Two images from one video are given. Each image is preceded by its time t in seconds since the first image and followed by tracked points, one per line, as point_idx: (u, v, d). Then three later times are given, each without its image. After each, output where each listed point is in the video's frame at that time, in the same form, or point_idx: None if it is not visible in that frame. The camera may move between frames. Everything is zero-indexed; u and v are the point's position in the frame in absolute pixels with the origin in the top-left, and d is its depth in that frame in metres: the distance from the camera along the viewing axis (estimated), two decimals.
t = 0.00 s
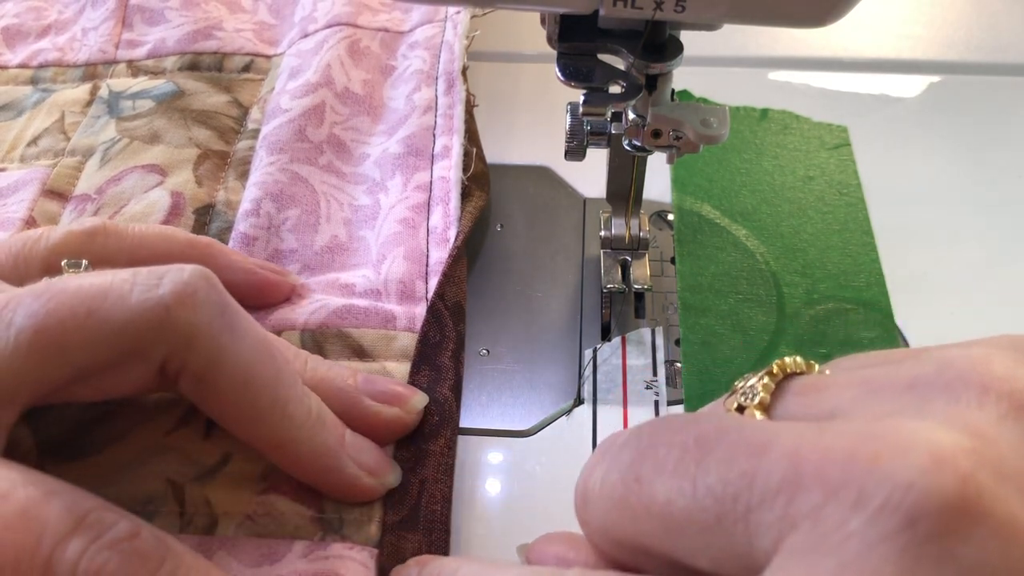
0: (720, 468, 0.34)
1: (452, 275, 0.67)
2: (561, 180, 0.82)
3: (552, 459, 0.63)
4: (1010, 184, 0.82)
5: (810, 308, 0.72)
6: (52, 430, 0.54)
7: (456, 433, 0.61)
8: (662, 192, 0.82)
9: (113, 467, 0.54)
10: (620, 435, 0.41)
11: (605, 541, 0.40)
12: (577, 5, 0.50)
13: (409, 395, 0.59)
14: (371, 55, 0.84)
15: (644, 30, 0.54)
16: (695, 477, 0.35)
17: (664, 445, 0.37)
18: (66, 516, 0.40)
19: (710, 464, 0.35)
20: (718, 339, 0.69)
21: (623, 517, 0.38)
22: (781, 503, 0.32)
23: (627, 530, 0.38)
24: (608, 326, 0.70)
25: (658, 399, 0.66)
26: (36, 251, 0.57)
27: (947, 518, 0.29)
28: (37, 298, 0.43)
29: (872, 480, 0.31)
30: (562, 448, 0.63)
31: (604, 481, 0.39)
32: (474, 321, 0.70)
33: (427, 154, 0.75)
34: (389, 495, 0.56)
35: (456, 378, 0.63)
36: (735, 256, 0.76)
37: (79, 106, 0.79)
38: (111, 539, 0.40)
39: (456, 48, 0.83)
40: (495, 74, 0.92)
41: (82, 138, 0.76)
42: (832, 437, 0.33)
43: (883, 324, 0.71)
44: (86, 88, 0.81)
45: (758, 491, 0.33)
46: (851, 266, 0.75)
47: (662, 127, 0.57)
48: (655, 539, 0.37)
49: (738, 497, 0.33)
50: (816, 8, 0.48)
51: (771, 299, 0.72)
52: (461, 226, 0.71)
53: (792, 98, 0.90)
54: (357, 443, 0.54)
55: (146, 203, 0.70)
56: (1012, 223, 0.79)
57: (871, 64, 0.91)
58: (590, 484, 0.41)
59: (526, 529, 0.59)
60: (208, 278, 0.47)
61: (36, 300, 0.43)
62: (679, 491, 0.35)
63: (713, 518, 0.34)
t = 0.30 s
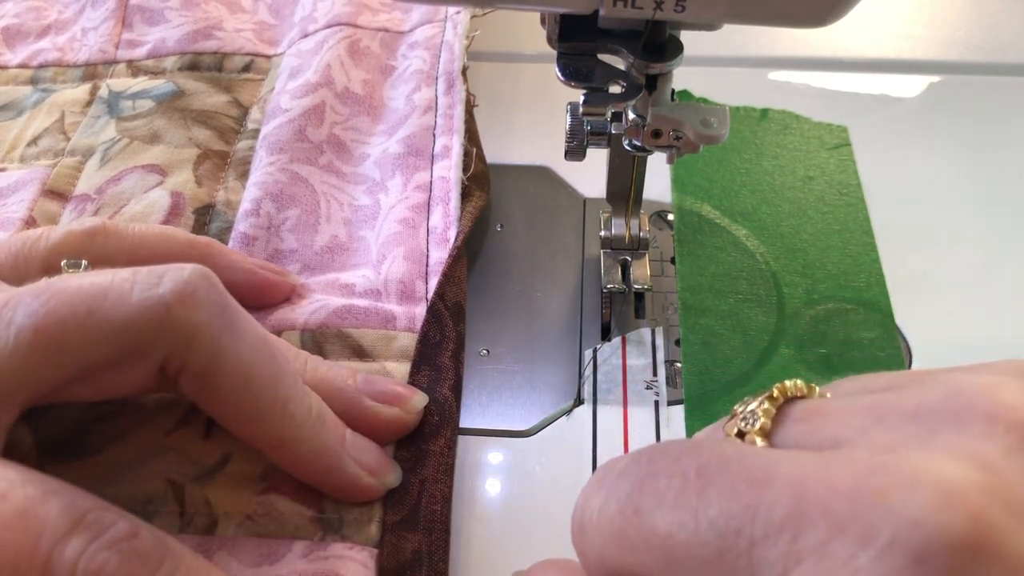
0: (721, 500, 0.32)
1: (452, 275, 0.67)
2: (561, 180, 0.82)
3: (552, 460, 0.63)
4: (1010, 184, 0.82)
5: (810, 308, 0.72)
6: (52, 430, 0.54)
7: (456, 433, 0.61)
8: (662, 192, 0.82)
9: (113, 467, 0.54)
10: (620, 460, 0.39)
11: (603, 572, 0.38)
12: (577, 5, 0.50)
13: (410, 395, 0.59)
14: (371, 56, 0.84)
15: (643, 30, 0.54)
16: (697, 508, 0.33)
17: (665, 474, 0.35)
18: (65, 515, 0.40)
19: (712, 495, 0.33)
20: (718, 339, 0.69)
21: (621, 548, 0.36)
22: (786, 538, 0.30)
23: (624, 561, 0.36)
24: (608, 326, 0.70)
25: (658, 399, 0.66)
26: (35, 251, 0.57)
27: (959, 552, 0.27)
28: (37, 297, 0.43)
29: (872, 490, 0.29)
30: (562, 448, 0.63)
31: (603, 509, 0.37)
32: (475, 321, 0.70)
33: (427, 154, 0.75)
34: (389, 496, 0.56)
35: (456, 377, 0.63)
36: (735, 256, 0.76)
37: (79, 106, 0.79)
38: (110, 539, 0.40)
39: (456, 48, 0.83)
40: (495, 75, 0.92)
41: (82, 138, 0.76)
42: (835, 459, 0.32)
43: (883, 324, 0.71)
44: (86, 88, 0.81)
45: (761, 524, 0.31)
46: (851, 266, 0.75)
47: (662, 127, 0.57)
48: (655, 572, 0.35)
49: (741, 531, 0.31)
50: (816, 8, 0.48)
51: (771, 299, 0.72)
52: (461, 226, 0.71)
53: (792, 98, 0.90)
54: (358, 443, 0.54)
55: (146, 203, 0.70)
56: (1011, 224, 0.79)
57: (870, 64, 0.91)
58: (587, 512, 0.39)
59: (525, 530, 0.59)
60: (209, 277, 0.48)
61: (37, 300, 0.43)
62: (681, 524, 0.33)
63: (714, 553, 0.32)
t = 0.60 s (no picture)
0: (722, 536, 0.31)
1: (452, 275, 0.67)
2: (561, 180, 0.82)
3: (552, 460, 0.63)
4: (1010, 185, 0.82)
5: (810, 308, 0.72)
6: (52, 431, 0.54)
7: (456, 433, 0.61)
8: (662, 192, 0.82)
9: (113, 467, 0.54)
10: (615, 492, 0.39)
11: None
12: (577, 5, 0.50)
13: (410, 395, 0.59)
14: (371, 56, 0.84)
15: (643, 30, 0.54)
16: (696, 545, 0.32)
17: (662, 509, 0.35)
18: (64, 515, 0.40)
19: (712, 531, 0.32)
20: (718, 339, 0.69)
21: None
22: None
23: None
24: (608, 326, 0.70)
25: (658, 399, 0.66)
26: (35, 251, 0.57)
27: None
28: (37, 296, 0.43)
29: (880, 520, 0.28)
30: (562, 448, 0.63)
31: (598, 542, 0.37)
32: (474, 321, 0.70)
33: (427, 154, 0.75)
34: (388, 496, 0.56)
35: (456, 377, 0.63)
36: (735, 256, 0.76)
37: (79, 106, 0.79)
38: (109, 539, 0.40)
39: (456, 48, 0.83)
40: (495, 75, 0.92)
41: (82, 138, 0.76)
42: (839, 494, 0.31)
43: (883, 324, 0.71)
44: (86, 88, 0.81)
45: (764, 562, 0.30)
46: (852, 266, 0.75)
47: (662, 127, 0.57)
48: None
49: (743, 568, 0.30)
50: (816, 8, 0.48)
51: (771, 299, 0.72)
52: (461, 226, 0.71)
53: (792, 98, 0.90)
54: (359, 443, 0.54)
55: (146, 203, 0.70)
56: (1012, 224, 0.79)
57: (870, 64, 0.91)
58: (581, 545, 0.38)
59: (525, 530, 0.59)
60: (209, 277, 0.47)
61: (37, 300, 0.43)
62: (678, 560, 0.32)
63: None
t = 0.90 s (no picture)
0: None
1: (452, 275, 0.67)
2: (561, 180, 0.82)
3: (552, 460, 0.63)
4: (1010, 185, 0.82)
5: (810, 308, 0.72)
6: (52, 431, 0.54)
7: (456, 433, 0.61)
8: (662, 192, 0.82)
9: (113, 467, 0.54)
10: (614, 530, 0.39)
11: None
12: (577, 5, 0.50)
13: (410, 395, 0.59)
14: (372, 56, 0.84)
15: (643, 30, 0.54)
16: None
17: (662, 552, 0.35)
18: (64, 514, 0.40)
19: None
20: (718, 339, 0.69)
21: None
22: None
23: None
24: (608, 326, 0.70)
25: (658, 399, 0.66)
26: (34, 251, 0.57)
27: None
28: (37, 296, 0.43)
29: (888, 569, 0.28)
30: (562, 448, 0.63)
31: None
32: (474, 321, 0.70)
33: (427, 154, 0.75)
34: (388, 496, 0.56)
35: (456, 377, 0.63)
36: (735, 256, 0.76)
37: (79, 106, 0.79)
38: (109, 538, 0.40)
39: (456, 48, 0.83)
40: (495, 75, 0.92)
41: (82, 138, 0.76)
42: (849, 545, 0.31)
43: (883, 324, 0.71)
44: (86, 88, 0.81)
45: None
46: (852, 266, 0.75)
47: (662, 127, 0.57)
48: None
49: None
50: (816, 8, 0.48)
51: (771, 299, 0.72)
52: (461, 226, 0.71)
53: (792, 98, 0.90)
54: (359, 443, 0.54)
55: (146, 203, 0.70)
56: (1012, 224, 0.78)
57: (870, 64, 0.91)
58: None
59: (525, 530, 0.59)
60: (209, 277, 0.47)
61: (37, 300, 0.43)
62: None
63: None
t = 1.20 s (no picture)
0: None
1: (452, 275, 0.67)
2: (561, 180, 0.82)
3: (552, 460, 0.63)
4: (1009, 185, 0.82)
5: (810, 308, 0.72)
6: (52, 431, 0.54)
7: (456, 433, 0.61)
8: (662, 192, 0.82)
9: (113, 467, 0.54)
10: None
11: None
12: (577, 5, 0.50)
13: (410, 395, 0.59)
14: (372, 56, 0.85)
15: (643, 30, 0.54)
16: None
17: None
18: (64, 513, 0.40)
19: None
20: (718, 339, 0.69)
21: None
22: None
23: None
24: (608, 326, 0.70)
25: (658, 399, 0.66)
26: (34, 252, 0.57)
27: None
28: (37, 296, 0.43)
29: None
30: (562, 447, 0.63)
31: None
32: (474, 322, 0.70)
33: (427, 154, 0.75)
34: (388, 496, 0.56)
35: (456, 376, 0.63)
36: (735, 256, 0.76)
37: (79, 106, 0.79)
38: (109, 538, 0.40)
39: (456, 48, 0.83)
40: (495, 75, 0.92)
41: (82, 138, 0.76)
42: None
43: (883, 324, 0.71)
44: (86, 87, 0.81)
45: None
46: (852, 266, 0.75)
47: (662, 127, 0.57)
48: None
49: None
50: (815, 8, 0.48)
51: (771, 299, 0.72)
52: (461, 226, 0.71)
53: (792, 98, 0.90)
54: (359, 442, 0.54)
55: (146, 203, 0.70)
56: (1011, 224, 0.78)
57: (870, 64, 0.91)
58: None
59: (524, 530, 0.59)
60: (209, 276, 0.47)
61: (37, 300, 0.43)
62: None
63: None
